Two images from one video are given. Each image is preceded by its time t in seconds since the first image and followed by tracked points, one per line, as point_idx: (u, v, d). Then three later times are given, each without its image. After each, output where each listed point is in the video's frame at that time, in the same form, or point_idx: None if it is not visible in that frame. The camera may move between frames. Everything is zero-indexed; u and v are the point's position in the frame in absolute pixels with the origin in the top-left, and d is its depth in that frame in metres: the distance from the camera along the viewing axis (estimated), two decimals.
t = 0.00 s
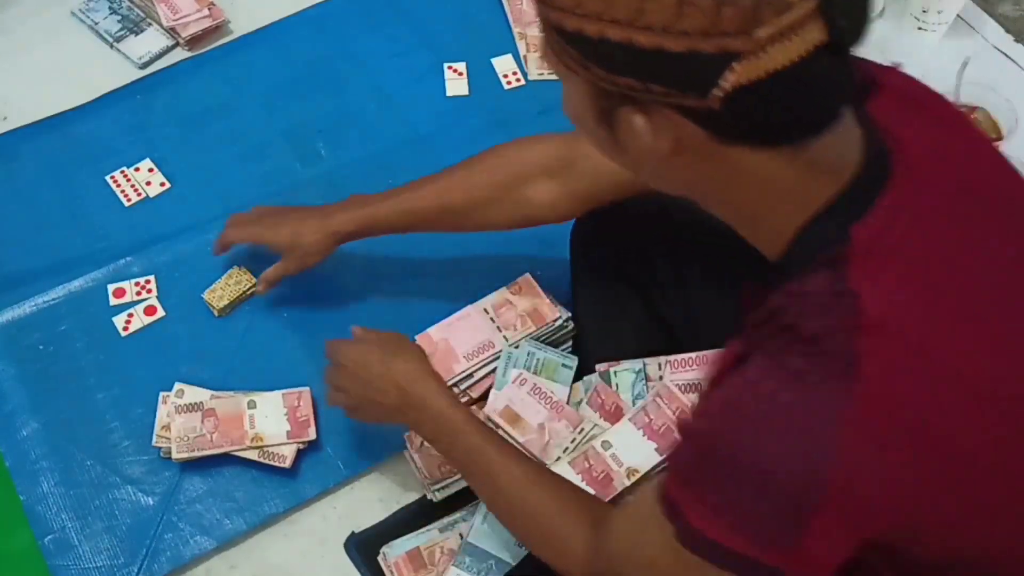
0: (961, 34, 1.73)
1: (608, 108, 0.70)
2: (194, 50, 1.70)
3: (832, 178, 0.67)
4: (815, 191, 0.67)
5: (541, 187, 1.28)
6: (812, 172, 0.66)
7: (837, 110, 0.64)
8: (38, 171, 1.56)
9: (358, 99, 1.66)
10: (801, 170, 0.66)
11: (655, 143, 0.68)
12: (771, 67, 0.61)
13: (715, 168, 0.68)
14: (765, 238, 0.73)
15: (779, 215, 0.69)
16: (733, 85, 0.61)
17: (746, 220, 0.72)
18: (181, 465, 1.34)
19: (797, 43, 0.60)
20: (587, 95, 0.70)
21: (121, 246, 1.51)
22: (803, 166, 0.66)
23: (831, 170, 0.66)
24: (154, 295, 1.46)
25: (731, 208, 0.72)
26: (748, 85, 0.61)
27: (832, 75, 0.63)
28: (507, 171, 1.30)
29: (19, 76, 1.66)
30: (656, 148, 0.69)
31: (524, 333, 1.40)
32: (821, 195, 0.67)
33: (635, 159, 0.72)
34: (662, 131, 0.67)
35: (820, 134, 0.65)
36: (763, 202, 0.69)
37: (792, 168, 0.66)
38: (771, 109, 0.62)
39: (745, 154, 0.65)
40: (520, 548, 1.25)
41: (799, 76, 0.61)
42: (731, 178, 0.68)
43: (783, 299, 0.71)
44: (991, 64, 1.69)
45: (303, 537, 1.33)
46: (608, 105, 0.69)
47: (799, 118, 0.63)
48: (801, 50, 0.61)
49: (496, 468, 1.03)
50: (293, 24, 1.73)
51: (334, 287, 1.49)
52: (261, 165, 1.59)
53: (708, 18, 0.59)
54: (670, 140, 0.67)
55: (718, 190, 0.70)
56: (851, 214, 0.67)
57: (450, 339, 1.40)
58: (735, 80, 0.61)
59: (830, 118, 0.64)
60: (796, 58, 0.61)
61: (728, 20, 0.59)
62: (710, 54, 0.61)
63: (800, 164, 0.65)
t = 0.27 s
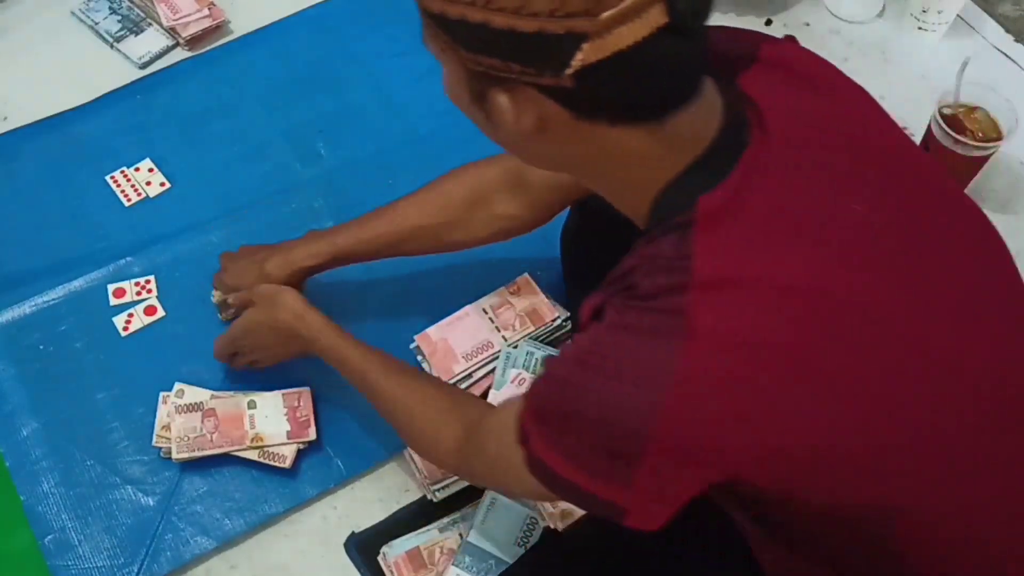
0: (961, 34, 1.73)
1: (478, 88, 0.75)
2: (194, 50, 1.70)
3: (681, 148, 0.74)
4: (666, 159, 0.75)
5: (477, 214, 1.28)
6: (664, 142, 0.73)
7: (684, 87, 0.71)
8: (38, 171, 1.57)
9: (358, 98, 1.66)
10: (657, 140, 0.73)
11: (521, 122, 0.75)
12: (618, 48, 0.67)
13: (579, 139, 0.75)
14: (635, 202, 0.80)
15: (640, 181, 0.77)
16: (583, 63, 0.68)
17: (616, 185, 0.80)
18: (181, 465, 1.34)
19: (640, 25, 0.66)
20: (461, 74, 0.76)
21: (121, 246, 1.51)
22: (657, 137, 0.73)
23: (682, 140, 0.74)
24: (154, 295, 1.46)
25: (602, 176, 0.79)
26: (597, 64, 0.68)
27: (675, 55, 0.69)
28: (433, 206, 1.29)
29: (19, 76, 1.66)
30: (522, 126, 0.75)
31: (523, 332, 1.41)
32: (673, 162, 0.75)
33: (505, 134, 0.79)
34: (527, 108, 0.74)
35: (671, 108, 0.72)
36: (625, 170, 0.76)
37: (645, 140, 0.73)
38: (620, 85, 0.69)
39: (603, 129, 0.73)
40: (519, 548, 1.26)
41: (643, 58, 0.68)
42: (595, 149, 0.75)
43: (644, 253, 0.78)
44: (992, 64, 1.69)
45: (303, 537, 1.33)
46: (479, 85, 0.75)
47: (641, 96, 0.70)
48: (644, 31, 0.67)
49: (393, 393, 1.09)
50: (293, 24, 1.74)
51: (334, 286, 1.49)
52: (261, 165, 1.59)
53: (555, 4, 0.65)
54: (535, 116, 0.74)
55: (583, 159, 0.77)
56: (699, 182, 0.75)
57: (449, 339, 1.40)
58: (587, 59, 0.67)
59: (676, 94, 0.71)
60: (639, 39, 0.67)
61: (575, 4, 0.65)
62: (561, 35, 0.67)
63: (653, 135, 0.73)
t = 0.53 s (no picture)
0: (960, 34, 1.73)
1: (411, 104, 0.82)
2: (194, 50, 1.70)
3: (600, 155, 0.80)
4: (586, 164, 0.80)
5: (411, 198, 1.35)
6: (584, 150, 0.79)
7: (601, 99, 0.77)
8: (38, 171, 1.57)
9: (358, 98, 1.66)
10: (577, 148, 0.79)
11: (451, 133, 0.81)
12: (529, 68, 0.74)
13: (505, 148, 0.81)
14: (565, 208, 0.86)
15: (565, 186, 0.82)
16: (500, 82, 0.75)
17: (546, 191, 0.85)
18: (181, 465, 1.34)
19: (551, 47, 0.73)
20: (396, 90, 0.82)
21: (121, 246, 1.51)
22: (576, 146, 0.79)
23: (600, 146, 0.79)
24: (154, 295, 1.46)
25: (531, 182, 0.85)
26: (511, 82, 0.74)
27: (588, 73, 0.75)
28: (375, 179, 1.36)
29: (19, 77, 1.66)
30: (451, 137, 0.82)
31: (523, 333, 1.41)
32: (592, 167, 0.80)
33: (441, 145, 0.85)
34: (454, 121, 0.80)
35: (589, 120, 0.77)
36: (550, 177, 0.82)
37: (566, 148, 0.79)
38: (535, 99, 0.75)
39: (526, 140, 0.79)
40: (519, 548, 1.27)
41: (556, 76, 0.75)
42: (520, 157, 0.81)
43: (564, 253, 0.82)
44: (992, 64, 1.69)
45: (303, 537, 1.33)
46: (412, 100, 0.81)
47: (557, 109, 0.76)
48: (556, 53, 0.74)
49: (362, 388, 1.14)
50: (294, 23, 1.74)
51: (333, 287, 1.49)
52: (261, 165, 1.59)
53: (470, 27, 0.72)
54: (461, 128, 0.80)
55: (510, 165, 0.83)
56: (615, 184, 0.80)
57: (449, 339, 1.40)
58: (503, 78, 0.74)
59: (593, 106, 0.77)
60: (552, 60, 0.74)
61: (489, 28, 0.72)
62: (477, 56, 0.73)
63: (572, 145, 0.78)
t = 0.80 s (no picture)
0: (960, 34, 1.73)
1: (383, 104, 0.83)
2: (194, 50, 1.70)
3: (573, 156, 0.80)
4: (558, 165, 0.80)
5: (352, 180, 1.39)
6: (556, 152, 0.79)
7: (574, 103, 0.77)
8: (38, 171, 1.57)
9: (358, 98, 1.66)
10: (549, 151, 0.79)
11: (423, 133, 0.82)
12: (500, 72, 0.74)
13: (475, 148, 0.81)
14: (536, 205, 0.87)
15: (535, 185, 0.83)
16: (472, 85, 0.75)
17: (516, 191, 0.86)
18: (181, 465, 1.34)
19: (523, 52, 0.73)
20: (369, 92, 0.83)
21: (121, 246, 1.51)
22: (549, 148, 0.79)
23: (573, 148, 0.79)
24: (154, 295, 1.46)
25: (502, 182, 0.86)
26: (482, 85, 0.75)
27: (561, 79, 0.75)
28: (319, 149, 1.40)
29: (20, 77, 1.66)
30: (423, 138, 0.83)
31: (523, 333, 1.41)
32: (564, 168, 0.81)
33: (413, 145, 0.85)
34: (426, 123, 0.81)
35: (564, 123, 0.77)
36: (520, 178, 0.83)
37: (540, 148, 0.79)
38: (506, 103, 0.76)
39: (497, 141, 0.79)
40: (519, 548, 1.27)
41: (529, 80, 0.75)
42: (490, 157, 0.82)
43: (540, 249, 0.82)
44: (992, 63, 1.69)
45: (303, 537, 1.33)
46: (385, 101, 0.82)
47: (530, 113, 0.76)
48: (528, 57, 0.74)
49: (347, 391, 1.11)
50: (294, 23, 1.74)
51: (333, 287, 1.49)
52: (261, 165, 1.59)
53: (442, 30, 0.72)
54: (433, 130, 0.81)
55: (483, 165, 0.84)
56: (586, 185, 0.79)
57: (448, 339, 1.40)
58: (475, 81, 0.75)
59: (566, 109, 0.77)
60: (525, 64, 0.74)
61: (461, 32, 0.72)
62: (449, 59, 0.74)
63: (545, 147, 0.79)
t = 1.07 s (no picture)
0: (960, 34, 1.73)
1: (357, 122, 0.82)
2: (194, 50, 1.70)
3: (548, 165, 0.80)
4: (535, 175, 0.81)
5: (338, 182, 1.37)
6: (533, 163, 0.79)
7: (548, 114, 0.77)
8: (38, 171, 1.56)
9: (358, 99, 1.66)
10: (526, 162, 0.79)
11: (398, 151, 0.81)
12: (476, 88, 0.73)
13: (451, 161, 0.81)
14: (511, 213, 0.87)
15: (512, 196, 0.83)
16: (448, 102, 0.74)
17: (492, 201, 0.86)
18: (181, 465, 1.34)
19: (497, 66, 0.73)
20: (342, 109, 0.82)
21: (121, 246, 1.51)
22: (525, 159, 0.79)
23: (550, 157, 0.80)
24: (154, 295, 1.46)
25: (477, 193, 0.86)
26: (458, 101, 0.74)
27: (536, 92, 0.75)
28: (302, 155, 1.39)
29: (20, 77, 1.66)
30: (398, 154, 0.82)
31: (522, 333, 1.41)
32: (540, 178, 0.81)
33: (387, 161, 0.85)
34: (402, 140, 0.80)
35: (539, 134, 0.78)
36: (497, 190, 0.83)
37: (516, 160, 0.79)
38: (483, 118, 0.75)
39: (473, 155, 0.79)
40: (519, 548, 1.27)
41: (504, 94, 0.74)
42: (467, 170, 0.82)
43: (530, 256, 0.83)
44: (992, 64, 1.69)
45: (303, 537, 1.33)
46: (359, 119, 0.81)
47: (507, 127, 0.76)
48: (502, 71, 0.73)
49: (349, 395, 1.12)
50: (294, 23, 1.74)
51: (333, 287, 1.49)
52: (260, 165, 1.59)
53: (416, 48, 0.71)
54: (408, 147, 0.81)
55: (459, 177, 0.84)
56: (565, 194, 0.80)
57: (448, 339, 1.40)
58: (450, 97, 0.74)
59: (541, 121, 0.77)
60: (499, 78, 0.74)
61: (434, 49, 0.71)
62: (424, 76, 0.73)
63: (521, 159, 0.79)
